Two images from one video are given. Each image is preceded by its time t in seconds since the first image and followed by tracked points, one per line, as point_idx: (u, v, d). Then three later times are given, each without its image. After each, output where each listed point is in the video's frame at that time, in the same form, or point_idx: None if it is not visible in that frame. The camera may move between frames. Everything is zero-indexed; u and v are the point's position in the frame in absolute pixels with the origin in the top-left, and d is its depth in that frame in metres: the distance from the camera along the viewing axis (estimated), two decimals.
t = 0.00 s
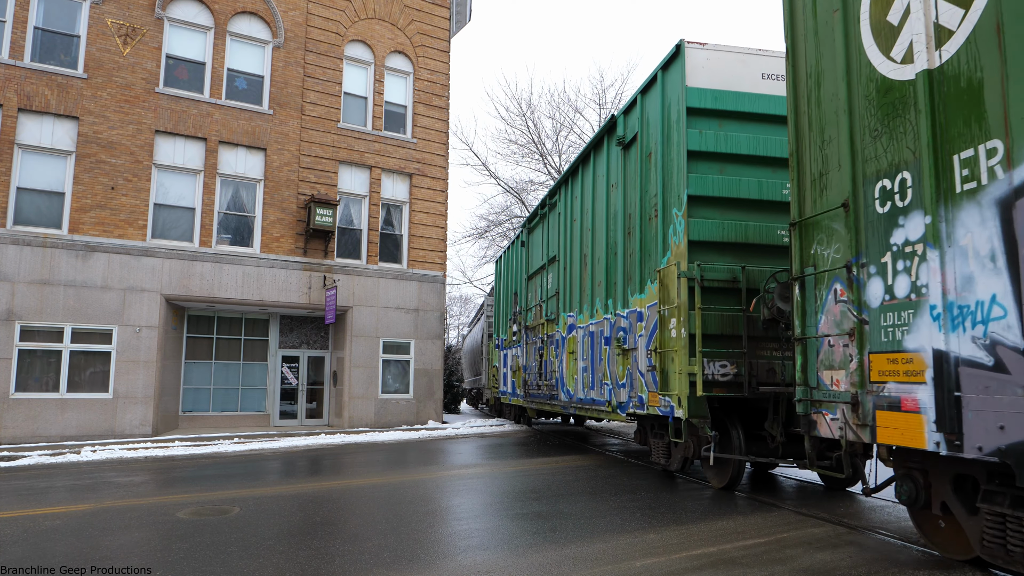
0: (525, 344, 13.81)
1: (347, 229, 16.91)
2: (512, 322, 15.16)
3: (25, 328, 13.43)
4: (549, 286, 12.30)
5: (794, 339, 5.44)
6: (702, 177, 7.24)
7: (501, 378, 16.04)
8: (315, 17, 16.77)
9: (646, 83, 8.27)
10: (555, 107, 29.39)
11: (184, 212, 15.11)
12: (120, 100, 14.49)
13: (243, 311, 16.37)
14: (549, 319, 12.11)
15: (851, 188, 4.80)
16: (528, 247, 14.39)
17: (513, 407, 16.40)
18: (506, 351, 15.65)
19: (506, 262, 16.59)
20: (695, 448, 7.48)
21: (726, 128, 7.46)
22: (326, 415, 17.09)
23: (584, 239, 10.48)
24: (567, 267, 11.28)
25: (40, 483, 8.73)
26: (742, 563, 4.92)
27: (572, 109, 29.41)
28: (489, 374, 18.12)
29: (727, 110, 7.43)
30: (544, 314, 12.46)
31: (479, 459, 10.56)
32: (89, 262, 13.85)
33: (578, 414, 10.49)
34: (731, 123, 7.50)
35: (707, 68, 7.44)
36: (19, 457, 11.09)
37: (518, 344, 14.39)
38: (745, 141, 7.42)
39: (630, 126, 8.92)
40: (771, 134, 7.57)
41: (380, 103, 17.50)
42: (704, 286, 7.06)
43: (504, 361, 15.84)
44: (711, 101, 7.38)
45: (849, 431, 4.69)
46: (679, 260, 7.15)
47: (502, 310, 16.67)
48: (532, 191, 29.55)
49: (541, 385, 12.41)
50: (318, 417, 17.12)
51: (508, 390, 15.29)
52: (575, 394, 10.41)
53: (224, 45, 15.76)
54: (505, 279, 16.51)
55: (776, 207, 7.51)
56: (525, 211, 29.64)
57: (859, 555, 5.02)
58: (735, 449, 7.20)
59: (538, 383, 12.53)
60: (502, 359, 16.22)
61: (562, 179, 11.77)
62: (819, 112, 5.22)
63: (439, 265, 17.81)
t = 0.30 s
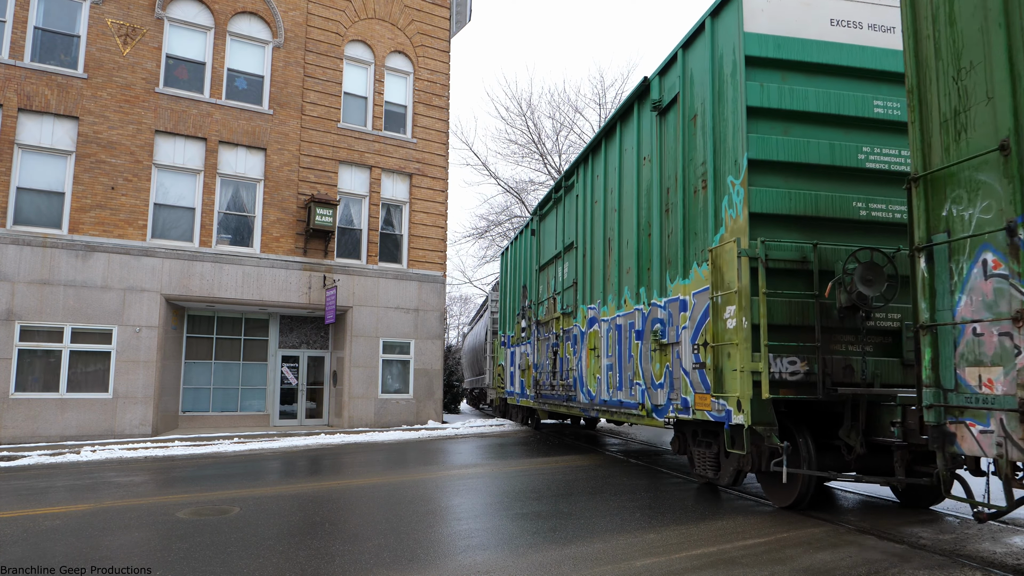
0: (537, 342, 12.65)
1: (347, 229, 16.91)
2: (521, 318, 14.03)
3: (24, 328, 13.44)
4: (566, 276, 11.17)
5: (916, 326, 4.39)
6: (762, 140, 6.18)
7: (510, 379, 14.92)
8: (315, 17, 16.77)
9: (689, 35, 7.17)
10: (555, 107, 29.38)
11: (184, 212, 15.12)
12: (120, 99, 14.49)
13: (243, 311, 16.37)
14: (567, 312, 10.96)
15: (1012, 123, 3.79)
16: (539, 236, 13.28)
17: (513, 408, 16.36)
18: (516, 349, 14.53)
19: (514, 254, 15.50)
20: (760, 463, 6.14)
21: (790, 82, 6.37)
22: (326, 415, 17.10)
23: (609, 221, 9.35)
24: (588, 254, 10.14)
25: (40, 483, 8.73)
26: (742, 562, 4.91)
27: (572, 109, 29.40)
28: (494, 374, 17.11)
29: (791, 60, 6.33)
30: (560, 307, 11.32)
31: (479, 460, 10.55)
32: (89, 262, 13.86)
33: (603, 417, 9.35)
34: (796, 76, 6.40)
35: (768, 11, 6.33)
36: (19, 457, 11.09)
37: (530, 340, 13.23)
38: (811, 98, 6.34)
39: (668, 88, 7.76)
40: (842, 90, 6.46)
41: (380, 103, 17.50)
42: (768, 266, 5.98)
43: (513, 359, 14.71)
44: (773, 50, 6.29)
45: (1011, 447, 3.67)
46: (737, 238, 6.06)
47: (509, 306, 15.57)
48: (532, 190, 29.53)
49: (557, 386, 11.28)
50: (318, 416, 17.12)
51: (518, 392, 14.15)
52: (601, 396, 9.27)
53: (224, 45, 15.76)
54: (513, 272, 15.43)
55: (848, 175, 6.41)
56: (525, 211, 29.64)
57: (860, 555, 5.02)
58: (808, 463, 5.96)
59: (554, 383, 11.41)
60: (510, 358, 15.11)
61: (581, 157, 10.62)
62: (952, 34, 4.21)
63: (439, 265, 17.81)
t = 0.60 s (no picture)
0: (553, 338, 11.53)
1: (347, 229, 16.91)
2: (533, 312, 13.01)
3: (25, 328, 13.44)
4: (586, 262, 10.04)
5: None
6: (853, 85, 5.12)
7: (521, 378, 13.88)
8: (315, 17, 16.78)
9: None
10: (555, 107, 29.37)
11: (184, 212, 15.12)
12: (120, 100, 14.49)
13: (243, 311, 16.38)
14: (588, 304, 9.81)
15: None
16: (552, 222, 12.26)
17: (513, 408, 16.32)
18: (527, 345, 13.48)
19: (523, 245, 14.54)
20: (847, 480, 5.07)
21: (885, 17, 5.31)
22: (326, 415, 17.10)
23: (641, 197, 8.21)
24: (613, 237, 9.01)
25: (40, 483, 8.73)
26: (741, 563, 4.92)
27: (572, 109, 29.41)
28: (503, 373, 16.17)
29: None
30: (580, 298, 10.16)
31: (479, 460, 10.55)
32: (89, 262, 13.86)
33: (632, 421, 8.20)
34: (890, 10, 5.35)
35: None
36: (19, 457, 11.09)
37: (543, 334, 12.18)
38: (910, 36, 5.31)
39: (717, 36, 6.61)
40: (946, 26, 5.43)
41: (380, 103, 17.50)
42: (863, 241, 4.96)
43: (524, 355, 13.67)
44: None
45: None
46: (827, 203, 4.96)
47: (519, 301, 14.53)
48: (532, 190, 29.53)
49: (576, 385, 10.13)
50: (318, 416, 17.13)
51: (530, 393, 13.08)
52: (632, 397, 8.11)
53: (224, 45, 15.77)
54: (523, 264, 14.44)
55: (953, 130, 5.40)
56: (525, 211, 29.65)
57: (860, 555, 5.02)
58: (910, 480, 4.94)
59: (572, 382, 10.27)
60: (521, 356, 14.05)
61: (604, 130, 9.50)
62: None
63: (439, 265, 17.81)
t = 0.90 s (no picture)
0: (573, 333, 10.53)
1: (347, 229, 16.91)
2: (549, 304, 12.04)
3: (25, 328, 13.44)
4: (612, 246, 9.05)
5: None
6: None
7: (535, 378, 12.88)
8: (315, 17, 16.78)
9: None
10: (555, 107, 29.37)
11: (184, 212, 15.12)
12: (120, 99, 14.49)
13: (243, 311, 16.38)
14: (615, 294, 8.81)
15: None
16: (570, 206, 11.31)
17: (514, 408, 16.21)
18: (540, 341, 12.51)
19: (536, 235, 13.59)
20: (987, 510, 3.94)
21: None
22: (326, 415, 17.10)
23: (684, 167, 7.21)
24: (647, 216, 8.01)
25: (40, 483, 8.73)
26: (741, 563, 4.92)
27: (572, 109, 29.41)
28: (513, 372, 15.21)
29: None
30: (606, 287, 9.16)
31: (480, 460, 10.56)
32: (89, 262, 13.86)
33: (674, 426, 7.15)
34: None
35: None
36: (19, 457, 11.09)
37: (560, 328, 11.19)
38: None
39: None
40: None
41: (380, 103, 17.50)
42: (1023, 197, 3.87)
43: (538, 353, 12.69)
44: None
45: None
46: (973, 146, 3.86)
47: (531, 296, 13.60)
48: (532, 190, 29.52)
49: (600, 386, 9.11)
50: (318, 416, 17.12)
51: (545, 392, 12.11)
52: (674, 399, 7.08)
53: (224, 45, 15.76)
54: (536, 255, 13.52)
55: None
56: (525, 211, 29.66)
57: (859, 555, 5.02)
58: None
59: (595, 382, 9.26)
60: (534, 351, 13.08)
61: (634, 96, 8.52)
62: None
63: (439, 265, 17.81)
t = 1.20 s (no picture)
0: (597, 327, 9.39)
1: (347, 229, 16.92)
2: (568, 298, 10.92)
3: (25, 328, 13.44)
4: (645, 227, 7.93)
5: None
6: None
7: (552, 378, 11.76)
8: (315, 17, 16.78)
9: None
10: (555, 107, 29.37)
11: (184, 212, 15.12)
12: (120, 100, 14.49)
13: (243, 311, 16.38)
14: (650, 281, 7.67)
15: None
16: (592, 187, 10.18)
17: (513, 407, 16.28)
18: (559, 336, 11.37)
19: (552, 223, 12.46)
20: None
21: None
22: (326, 415, 17.10)
23: (742, 127, 6.08)
24: (692, 189, 6.88)
25: (40, 483, 8.72)
26: (741, 563, 4.92)
27: (572, 109, 29.42)
28: (525, 371, 14.09)
29: None
30: (638, 275, 8.02)
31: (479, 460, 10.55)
32: (89, 262, 13.85)
33: (729, 435, 6.05)
34: None
35: None
36: (19, 457, 11.09)
37: (580, 322, 10.05)
38: None
39: None
40: None
41: (380, 103, 17.50)
42: None
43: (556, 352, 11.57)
44: None
45: None
46: None
47: (547, 289, 12.48)
48: (532, 191, 29.53)
49: (631, 387, 8.01)
50: (318, 416, 17.12)
51: (564, 393, 10.97)
52: (729, 402, 5.97)
53: (224, 45, 15.77)
54: (551, 245, 12.39)
55: None
56: (525, 211, 29.68)
57: (859, 555, 5.02)
58: None
59: (625, 382, 8.15)
60: (550, 349, 11.95)
61: (674, 53, 7.36)
62: None
63: (439, 265, 17.81)
